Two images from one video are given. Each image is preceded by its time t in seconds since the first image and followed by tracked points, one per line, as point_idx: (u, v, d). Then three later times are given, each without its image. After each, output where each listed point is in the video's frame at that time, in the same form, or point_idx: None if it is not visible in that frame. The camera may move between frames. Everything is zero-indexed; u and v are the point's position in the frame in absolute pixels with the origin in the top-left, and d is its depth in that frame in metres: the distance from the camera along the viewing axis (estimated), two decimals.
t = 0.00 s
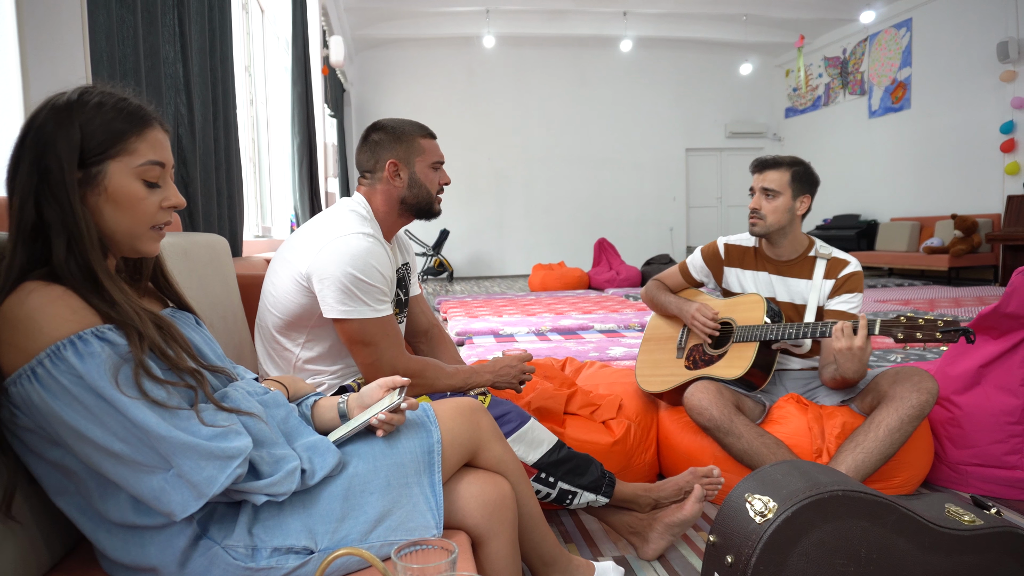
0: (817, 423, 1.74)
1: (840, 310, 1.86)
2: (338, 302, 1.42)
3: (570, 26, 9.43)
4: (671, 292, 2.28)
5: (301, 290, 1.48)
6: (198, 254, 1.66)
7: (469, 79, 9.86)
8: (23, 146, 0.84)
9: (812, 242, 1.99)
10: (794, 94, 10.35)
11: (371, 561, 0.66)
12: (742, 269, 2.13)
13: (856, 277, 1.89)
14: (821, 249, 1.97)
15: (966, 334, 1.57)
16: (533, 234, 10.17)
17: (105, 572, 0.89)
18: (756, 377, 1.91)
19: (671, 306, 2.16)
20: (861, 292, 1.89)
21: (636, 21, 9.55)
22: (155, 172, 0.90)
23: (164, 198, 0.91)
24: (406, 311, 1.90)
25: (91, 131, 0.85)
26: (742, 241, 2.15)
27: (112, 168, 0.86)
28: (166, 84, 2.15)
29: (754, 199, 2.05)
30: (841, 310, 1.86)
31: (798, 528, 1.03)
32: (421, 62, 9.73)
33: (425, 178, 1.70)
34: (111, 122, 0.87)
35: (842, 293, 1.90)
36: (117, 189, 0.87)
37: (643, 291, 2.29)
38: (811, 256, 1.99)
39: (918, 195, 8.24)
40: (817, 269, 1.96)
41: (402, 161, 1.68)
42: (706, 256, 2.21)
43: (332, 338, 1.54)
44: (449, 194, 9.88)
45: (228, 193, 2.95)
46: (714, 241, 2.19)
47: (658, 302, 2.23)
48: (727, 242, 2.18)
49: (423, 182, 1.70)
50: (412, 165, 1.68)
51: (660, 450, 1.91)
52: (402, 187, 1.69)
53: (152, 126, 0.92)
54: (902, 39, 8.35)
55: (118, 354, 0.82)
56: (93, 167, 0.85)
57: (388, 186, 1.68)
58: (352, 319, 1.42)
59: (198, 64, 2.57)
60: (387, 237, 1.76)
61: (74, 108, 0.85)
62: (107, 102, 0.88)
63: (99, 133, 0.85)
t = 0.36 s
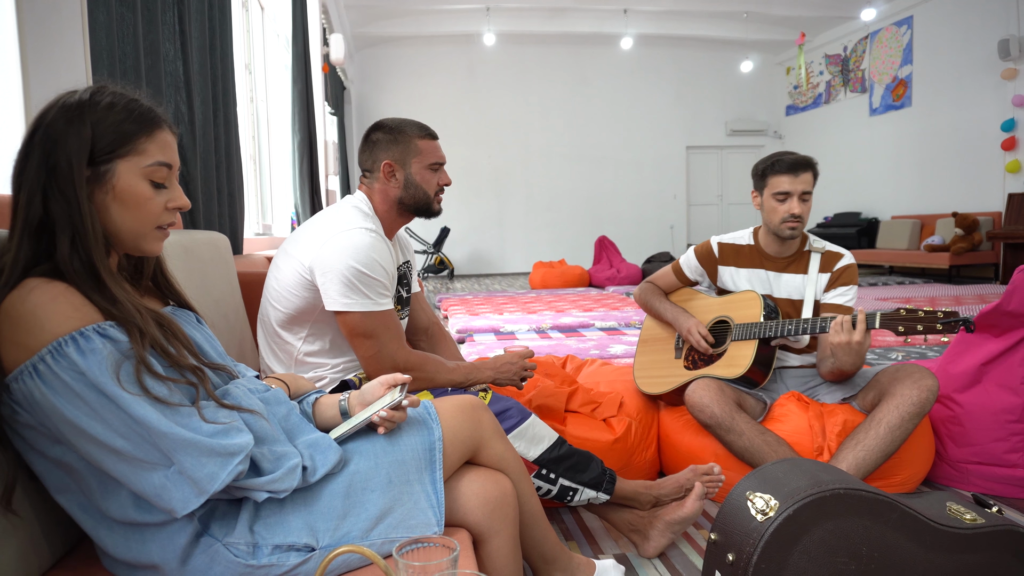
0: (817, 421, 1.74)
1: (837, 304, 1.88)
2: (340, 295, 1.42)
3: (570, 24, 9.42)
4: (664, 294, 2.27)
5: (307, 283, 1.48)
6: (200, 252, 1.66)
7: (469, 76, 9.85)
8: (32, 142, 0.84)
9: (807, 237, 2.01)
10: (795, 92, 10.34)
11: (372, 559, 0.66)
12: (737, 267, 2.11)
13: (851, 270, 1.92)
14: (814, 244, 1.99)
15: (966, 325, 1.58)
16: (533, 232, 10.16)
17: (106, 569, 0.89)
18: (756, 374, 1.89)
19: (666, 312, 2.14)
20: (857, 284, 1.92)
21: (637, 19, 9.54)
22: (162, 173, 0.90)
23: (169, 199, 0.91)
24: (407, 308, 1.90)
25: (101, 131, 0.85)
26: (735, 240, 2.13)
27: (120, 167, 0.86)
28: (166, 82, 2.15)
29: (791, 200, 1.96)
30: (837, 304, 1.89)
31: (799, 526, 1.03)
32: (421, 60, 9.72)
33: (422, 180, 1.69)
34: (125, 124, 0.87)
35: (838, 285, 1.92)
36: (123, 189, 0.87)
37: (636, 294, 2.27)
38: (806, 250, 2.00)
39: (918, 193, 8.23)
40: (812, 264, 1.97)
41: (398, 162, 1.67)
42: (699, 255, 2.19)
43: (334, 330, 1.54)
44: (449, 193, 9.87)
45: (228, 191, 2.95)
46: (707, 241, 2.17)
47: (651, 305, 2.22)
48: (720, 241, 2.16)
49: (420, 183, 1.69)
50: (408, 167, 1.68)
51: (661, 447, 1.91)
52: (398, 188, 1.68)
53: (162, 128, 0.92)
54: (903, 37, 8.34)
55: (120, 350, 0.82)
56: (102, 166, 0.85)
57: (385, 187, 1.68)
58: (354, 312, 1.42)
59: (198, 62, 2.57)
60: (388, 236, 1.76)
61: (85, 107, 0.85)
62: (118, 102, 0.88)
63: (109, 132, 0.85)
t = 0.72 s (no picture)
0: (817, 421, 1.73)
1: (834, 309, 1.89)
2: (333, 296, 1.41)
3: (572, 23, 9.41)
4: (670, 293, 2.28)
5: (300, 284, 1.48)
6: (201, 249, 1.66)
7: (470, 75, 9.83)
8: (30, 138, 0.84)
9: (810, 239, 1.99)
10: (796, 92, 10.33)
11: (372, 557, 0.65)
12: (741, 267, 2.11)
13: (854, 275, 1.91)
14: (819, 246, 1.97)
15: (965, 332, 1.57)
16: (533, 231, 10.16)
17: (106, 566, 0.89)
18: (756, 374, 1.90)
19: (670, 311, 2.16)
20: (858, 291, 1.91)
21: (638, 18, 9.53)
22: (158, 171, 0.90)
23: (166, 196, 0.90)
24: (408, 309, 1.90)
25: (97, 128, 0.85)
26: (741, 240, 2.13)
27: (114, 166, 0.86)
28: (167, 79, 2.15)
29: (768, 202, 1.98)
30: (835, 309, 1.89)
31: (799, 526, 1.03)
32: (422, 58, 9.71)
33: (424, 178, 1.69)
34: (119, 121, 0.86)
35: (839, 291, 1.92)
36: (119, 188, 0.86)
37: (642, 292, 2.29)
38: (810, 253, 1.99)
39: (919, 194, 8.22)
40: (816, 267, 1.96)
41: (401, 158, 1.68)
42: (705, 255, 2.19)
43: (330, 328, 1.55)
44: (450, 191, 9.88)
45: (228, 189, 2.95)
46: (713, 240, 2.17)
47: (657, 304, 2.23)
48: (726, 240, 2.16)
49: (422, 182, 1.69)
50: (411, 164, 1.68)
51: (660, 447, 1.91)
52: (399, 185, 1.68)
53: (157, 124, 0.91)
54: (905, 37, 8.32)
55: (121, 346, 0.82)
56: (96, 165, 0.85)
57: (387, 183, 1.68)
58: (347, 314, 1.41)
59: (199, 58, 2.56)
60: (389, 235, 1.76)
61: (79, 104, 0.85)
62: (117, 100, 0.88)
63: (106, 130, 0.85)
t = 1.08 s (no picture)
0: (821, 418, 1.73)
1: (839, 301, 1.88)
2: (332, 299, 1.42)
3: (575, 20, 9.39)
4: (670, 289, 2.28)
5: (299, 286, 1.48)
6: (204, 246, 1.67)
7: (473, 72, 9.82)
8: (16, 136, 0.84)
9: (812, 231, 1.99)
10: (800, 88, 10.29)
11: (377, 554, 0.65)
12: (743, 262, 2.11)
13: (857, 267, 1.91)
14: (821, 239, 1.97)
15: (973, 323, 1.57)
16: (536, 228, 10.15)
17: (110, 563, 0.89)
18: (761, 370, 1.90)
19: (671, 306, 2.15)
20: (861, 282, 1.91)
21: (641, 14, 9.50)
22: (121, 151, 0.88)
23: (135, 178, 0.89)
24: (411, 306, 1.90)
25: (61, 111, 0.85)
26: (741, 236, 2.13)
27: (75, 151, 0.85)
28: (170, 77, 2.15)
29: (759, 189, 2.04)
30: (838, 301, 1.88)
31: (803, 524, 1.03)
32: (425, 56, 9.70)
33: (430, 172, 1.69)
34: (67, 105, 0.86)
35: (842, 283, 1.91)
36: (81, 173, 0.86)
37: (642, 289, 2.28)
38: (812, 246, 1.98)
39: (924, 190, 8.19)
40: (818, 260, 1.96)
41: (407, 152, 1.67)
42: (706, 251, 2.19)
43: (331, 330, 1.54)
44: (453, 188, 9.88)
45: (232, 186, 2.95)
46: (714, 236, 2.16)
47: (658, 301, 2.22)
48: (726, 236, 2.15)
49: (428, 175, 1.69)
50: (417, 157, 1.68)
51: (664, 444, 1.91)
52: (406, 179, 1.67)
53: (124, 107, 0.90)
54: (909, 32, 8.28)
55: (122, 344, 0.82)
56: (60, 153, 0.85)
57: (393, 177, 1.67)
58: (348, 316, 1.42)
59: (202, 56, 2.56)
60: (392, 231, 1.76)
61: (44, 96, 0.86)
62: (81, 90, 0.87)
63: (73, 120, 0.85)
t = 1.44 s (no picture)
0: (821, 420, 1.73)
1: (846, 299, 1.86)
2: (331, 300, 1.42)
3: (576, 20, 9.40)
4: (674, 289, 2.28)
5: (298, 287, 1.48)
6: (204, 246, 1.67)
7: (474, 72, 9.82)
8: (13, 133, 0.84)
9: (814, 231, 1.99)
10: (801, 89, 10.28)
11: (378, 554, 0.65)
12: (744, 263, 2.11)
13: (860, 264, 1.90)
14: (823, 238, 1.97)
15: (969, 323, 1.57)
16: (537, 229, 10.15)
17: (110, 562, 0.89)
18: (761, 371, 1.90)
19: (676, 303, 2.17)
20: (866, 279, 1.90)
21: (642, 15, 9.50)
22: (126, 150, 0.89)
23: (140, 178, 0.89)
24: (411, 307, 1.90)
25: (61, 109, 0.86)
26: (744, 235, 2.14)
27: (78, 151, 0.86)
28: (171, 75, 2.15)
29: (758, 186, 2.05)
30: (846, 299, 1.87)
31: (802, 525, 1.03)
32: (426, 55, 9.70)
33: (432, 173, 1.70)
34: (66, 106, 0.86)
35: (847, 281, 1.91)
36: (84, 172, 0.86)
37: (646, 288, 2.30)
38: (813, 245, 1.98)
39: (925, 191, 8.19)
40: (820, 258, 1.96)
41: (409, 153, 1.67)
42: (708, 251, 2.21)
43: (330, 331, 1.54)
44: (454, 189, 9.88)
45: (232, 185, 2.95)
46: (716, 236, 2.17)
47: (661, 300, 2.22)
48: (728, 237, 2.17)
49: (430, 176, 1.69)
50: (419, 158, 1.68)
51: (664, 445, 1.91)
52: (407, 181, 1.67)
53: (126, 107, 0.91)
54: (910, 34, 8.28)
55: (124, 343, 0.82)
56: (67, 153, 0.86)
57: (394, 178, 1.67)
58: (346, 319, 1.42)
59: (203, 55, 2.56)
60: (393, 232, 1.76)
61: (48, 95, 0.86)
62: (81, 91, 0.88)
63: (71, 118, 0.86)
